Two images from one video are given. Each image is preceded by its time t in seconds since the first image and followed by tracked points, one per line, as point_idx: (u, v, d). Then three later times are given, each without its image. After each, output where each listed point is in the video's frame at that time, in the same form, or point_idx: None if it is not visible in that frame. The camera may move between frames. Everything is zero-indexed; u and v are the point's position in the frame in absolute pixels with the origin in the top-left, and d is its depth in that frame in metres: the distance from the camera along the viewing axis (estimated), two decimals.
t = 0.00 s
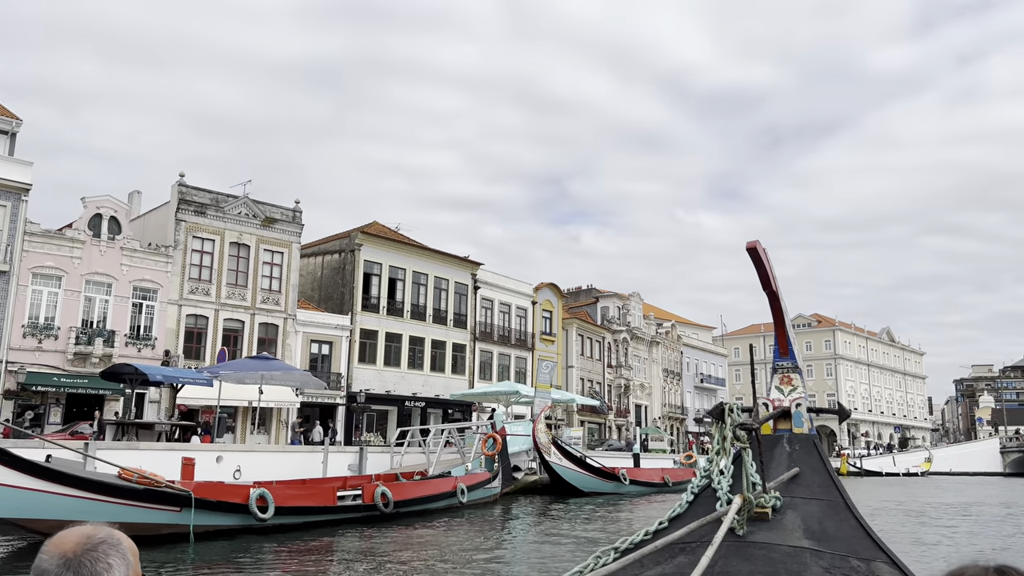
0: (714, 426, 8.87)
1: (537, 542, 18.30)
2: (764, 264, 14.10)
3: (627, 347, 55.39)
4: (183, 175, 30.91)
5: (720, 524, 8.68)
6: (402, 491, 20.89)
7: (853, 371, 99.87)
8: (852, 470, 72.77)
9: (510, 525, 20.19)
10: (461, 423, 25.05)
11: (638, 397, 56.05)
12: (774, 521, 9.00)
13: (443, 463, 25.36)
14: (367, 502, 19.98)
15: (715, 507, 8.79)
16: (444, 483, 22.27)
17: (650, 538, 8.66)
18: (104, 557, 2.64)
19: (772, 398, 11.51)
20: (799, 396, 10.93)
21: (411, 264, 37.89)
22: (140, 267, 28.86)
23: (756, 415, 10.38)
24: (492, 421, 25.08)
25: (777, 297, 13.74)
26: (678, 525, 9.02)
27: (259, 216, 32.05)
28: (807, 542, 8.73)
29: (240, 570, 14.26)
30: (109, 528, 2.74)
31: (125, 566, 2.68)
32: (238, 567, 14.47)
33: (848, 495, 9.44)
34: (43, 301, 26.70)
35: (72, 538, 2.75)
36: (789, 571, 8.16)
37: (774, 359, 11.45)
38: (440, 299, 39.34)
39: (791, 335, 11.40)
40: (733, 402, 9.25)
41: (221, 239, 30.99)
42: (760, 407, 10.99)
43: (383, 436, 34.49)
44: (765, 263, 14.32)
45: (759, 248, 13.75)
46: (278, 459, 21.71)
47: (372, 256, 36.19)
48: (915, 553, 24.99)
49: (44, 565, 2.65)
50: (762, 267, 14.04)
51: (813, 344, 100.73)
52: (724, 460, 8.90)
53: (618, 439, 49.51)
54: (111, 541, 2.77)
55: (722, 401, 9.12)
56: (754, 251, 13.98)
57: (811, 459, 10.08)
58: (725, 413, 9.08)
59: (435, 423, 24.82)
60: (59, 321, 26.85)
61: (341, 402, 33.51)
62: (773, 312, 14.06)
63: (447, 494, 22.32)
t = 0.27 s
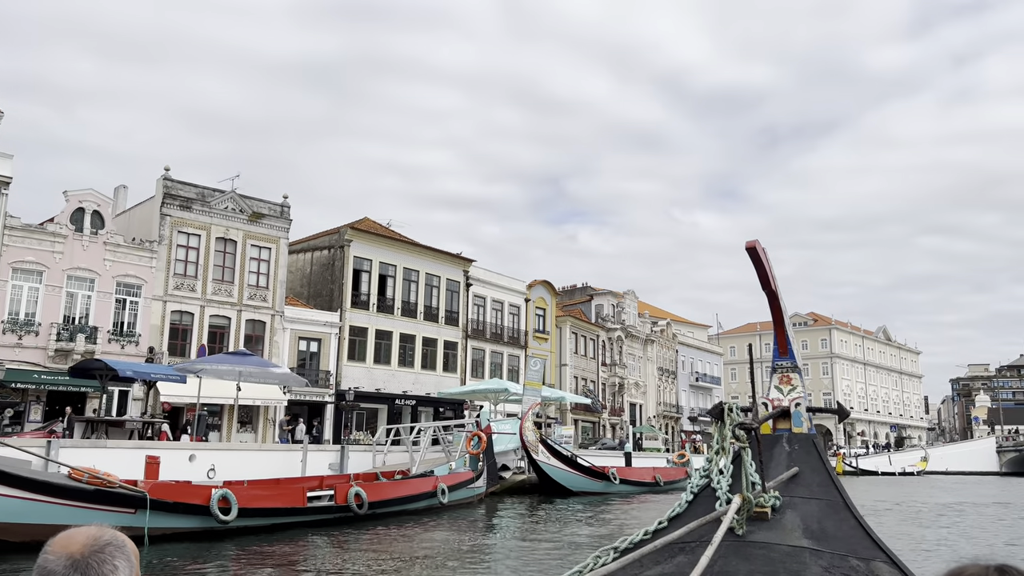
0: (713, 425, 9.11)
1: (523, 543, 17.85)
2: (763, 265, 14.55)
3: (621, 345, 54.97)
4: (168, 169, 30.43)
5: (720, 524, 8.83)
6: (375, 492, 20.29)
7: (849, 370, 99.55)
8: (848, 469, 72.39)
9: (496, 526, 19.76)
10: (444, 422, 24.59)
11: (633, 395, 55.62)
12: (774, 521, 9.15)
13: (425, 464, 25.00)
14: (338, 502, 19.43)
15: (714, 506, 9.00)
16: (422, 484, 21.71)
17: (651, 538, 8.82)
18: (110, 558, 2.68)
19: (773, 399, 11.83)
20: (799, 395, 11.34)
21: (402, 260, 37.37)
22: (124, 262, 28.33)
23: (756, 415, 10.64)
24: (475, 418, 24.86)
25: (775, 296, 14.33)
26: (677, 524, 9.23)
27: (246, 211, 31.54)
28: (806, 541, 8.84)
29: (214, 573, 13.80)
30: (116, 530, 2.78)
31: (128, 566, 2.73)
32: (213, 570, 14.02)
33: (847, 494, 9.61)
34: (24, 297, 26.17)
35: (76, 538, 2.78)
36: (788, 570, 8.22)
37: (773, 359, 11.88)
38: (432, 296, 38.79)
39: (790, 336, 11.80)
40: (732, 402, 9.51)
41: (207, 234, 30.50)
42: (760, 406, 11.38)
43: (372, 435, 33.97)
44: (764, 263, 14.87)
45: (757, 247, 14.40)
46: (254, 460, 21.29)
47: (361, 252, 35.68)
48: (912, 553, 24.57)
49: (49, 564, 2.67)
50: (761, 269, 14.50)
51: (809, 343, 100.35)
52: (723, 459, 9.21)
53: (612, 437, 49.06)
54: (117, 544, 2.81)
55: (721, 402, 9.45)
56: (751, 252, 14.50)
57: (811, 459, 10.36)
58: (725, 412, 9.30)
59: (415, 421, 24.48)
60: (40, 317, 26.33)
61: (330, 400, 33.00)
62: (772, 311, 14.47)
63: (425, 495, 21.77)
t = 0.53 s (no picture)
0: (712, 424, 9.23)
1: (510, 545, 17.42)
2: (763, 263, 13.70)
3: (616, 343, 54.58)
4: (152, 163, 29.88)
5: (718, 523, 8.79)
6: (349, 493, 19.77)
7: (845, 369, 99.31)
8: (843, 468, 72.09)
9: (484, 528, 19.34)
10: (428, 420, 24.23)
11: (627, 394, 55.23)
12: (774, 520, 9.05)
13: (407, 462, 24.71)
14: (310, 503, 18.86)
15: (715, 505, 9.05)
16: (401, 484, 21.22)
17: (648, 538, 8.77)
18: (115, 560, 2.47)
19: (770, 398, 11.23)
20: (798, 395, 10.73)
21: (392, 257, 36.85)
22: (107, 257, 27.81)
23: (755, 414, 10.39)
24: (459, 416, 24.56)
25: (776, 296, 13.55)
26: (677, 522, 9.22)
27: (232, 206, 31.03)
28: (805, 540, 8.76)
29: None
30: (120, 529, 2.56)
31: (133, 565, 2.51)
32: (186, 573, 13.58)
33: (847, 493, 9.40)
34: (3, 292, 25.66)
35: (76, 541, 2.55)
36: (787, 570, 8.18)
37: (773, 357, 11.20)
38: (423, 293, 38.30)
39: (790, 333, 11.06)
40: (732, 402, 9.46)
41: (193, 229, 29.99)
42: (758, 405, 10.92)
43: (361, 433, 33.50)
44: (763, 262, 13.87)
45: (756, 249, 13.37)
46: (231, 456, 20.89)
47: (351, 248, 35.18)
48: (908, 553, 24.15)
49: (52, 564, 2.46)
50: (760, 267, 13.71)
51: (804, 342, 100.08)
52: (724, 458, 9.29)
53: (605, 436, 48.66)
54: (120, 546, 2.57)
55: (721, 401, 9.48)
56: (751, 250, 13.62)
57: (811, 458, 10.06)
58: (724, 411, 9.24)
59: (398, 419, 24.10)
60: (20, 312, 25.82)
61: (317, 398, 32.52)
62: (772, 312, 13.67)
63: (405, 496, 21.35)
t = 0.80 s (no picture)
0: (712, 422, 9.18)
1: (497, 546, 16.95)
2: (763, 262, 12.97)
3: (610, 342, 54.18)
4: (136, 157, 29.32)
5: (717, 522, 8.53)
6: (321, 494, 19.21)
7: (841, 368, 99.04)
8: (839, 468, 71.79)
9: (471, 528, 18.89)
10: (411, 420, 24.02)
11: (621, 393, 54.82)
12: (772, 519, 8.79)
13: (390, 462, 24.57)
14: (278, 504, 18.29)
15: (713, 505, 8.78)
16: (378, 484, 20.73)
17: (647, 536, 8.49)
18: (118, 558, 2.61)
19: (769, 397, 10.69)
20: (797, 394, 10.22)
21: (382, 253, 36.37)
22: (88, 252, 27.26)
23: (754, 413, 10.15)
24: (442, 414, 24.10)
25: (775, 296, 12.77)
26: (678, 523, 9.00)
27: (218, 201, 30.50)
28: (803, 539, 8.51)
29: None
30: (124, 529, 2.70)
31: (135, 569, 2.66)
32: None
33: (846, 494, 9.12)
34: None
35: (84, 537, 2.69)
36: (786, 569, 7.91)
37: (772, 356, 10.62)
38: (413, 290, 37.79)
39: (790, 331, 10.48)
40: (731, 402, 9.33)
41: (178, 224, 29.46)
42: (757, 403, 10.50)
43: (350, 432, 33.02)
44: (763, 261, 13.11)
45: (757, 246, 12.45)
46: (201, 459, 20.35)
47: (340, 244, 34.68)
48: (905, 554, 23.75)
49: (55, 562, 2.59)
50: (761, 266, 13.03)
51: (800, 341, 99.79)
52: (723, 457, 9.13)
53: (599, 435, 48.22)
54: (122, 545, 2.71)
55: (720, 400, 9.31)
56: (750, 248, 12.71)
57: (810, 457, 9.81)
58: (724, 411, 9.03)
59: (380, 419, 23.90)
60: None
61: (305, 396, 32.03)
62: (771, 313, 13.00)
63: (382, 496, 20.89)
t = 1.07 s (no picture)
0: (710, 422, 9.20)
1: (482, 550, 16.49)
2: (762, 262, 13.17)
3: (604, 340, 53.74)
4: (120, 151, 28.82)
5: (715, 522, 8.62)
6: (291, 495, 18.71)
7: (837, 367, 98.75)
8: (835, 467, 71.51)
9: (457, 530, 18.43)
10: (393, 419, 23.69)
11: (616, 392, 54.40)
12: (770, 519, 8.94)
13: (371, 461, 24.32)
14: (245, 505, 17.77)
15: (711, 504, 8.87)
16: (354, 484, 20.25)
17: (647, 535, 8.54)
18: (117, 558, 2.64)
19: (767, 397, 11.09)
20: (795, 393, 10.79)
21: (372, 250, 35.86)
22: (71, 248, 26.76)
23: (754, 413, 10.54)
24: (424, 414, 23.51)
25: (776, 296, 12.85)
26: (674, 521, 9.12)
27: (204, 196, 30.02)
28: (801, 539, 8.68)
29: None
30: (123, 528, 2.73)
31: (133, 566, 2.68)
32: None
33: (844, 493, 9.43)
34: None
35: (84, 536, 2.72)
36: (784, 568, 7.99)
37: (770, 357, 11.26)
38: (404, 287, 37.32)
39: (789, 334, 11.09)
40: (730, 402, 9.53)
41: (163, 220, 28.99)
42: (756, 404, 10.96)
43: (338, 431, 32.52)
44: (763, 261, 13.31)
45: (755, 247, 12.98)
46: (174, 458, 19.99)
47: (329, 241, 34.18)
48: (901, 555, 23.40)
49: (54, 560, 2.62)
50: (760, 265, 13.14)
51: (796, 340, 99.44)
52: (721, 458, 9.23)
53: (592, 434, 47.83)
54: (121, 545, 2.75)
55: (719, 402, 9.51)
56: (750, 249, 13.07)
57: (807, 456, 10.29)
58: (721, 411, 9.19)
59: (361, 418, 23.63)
60: None
61: (293, 394, 31.57)
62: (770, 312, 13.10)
63: (359, 496, 20.44)
